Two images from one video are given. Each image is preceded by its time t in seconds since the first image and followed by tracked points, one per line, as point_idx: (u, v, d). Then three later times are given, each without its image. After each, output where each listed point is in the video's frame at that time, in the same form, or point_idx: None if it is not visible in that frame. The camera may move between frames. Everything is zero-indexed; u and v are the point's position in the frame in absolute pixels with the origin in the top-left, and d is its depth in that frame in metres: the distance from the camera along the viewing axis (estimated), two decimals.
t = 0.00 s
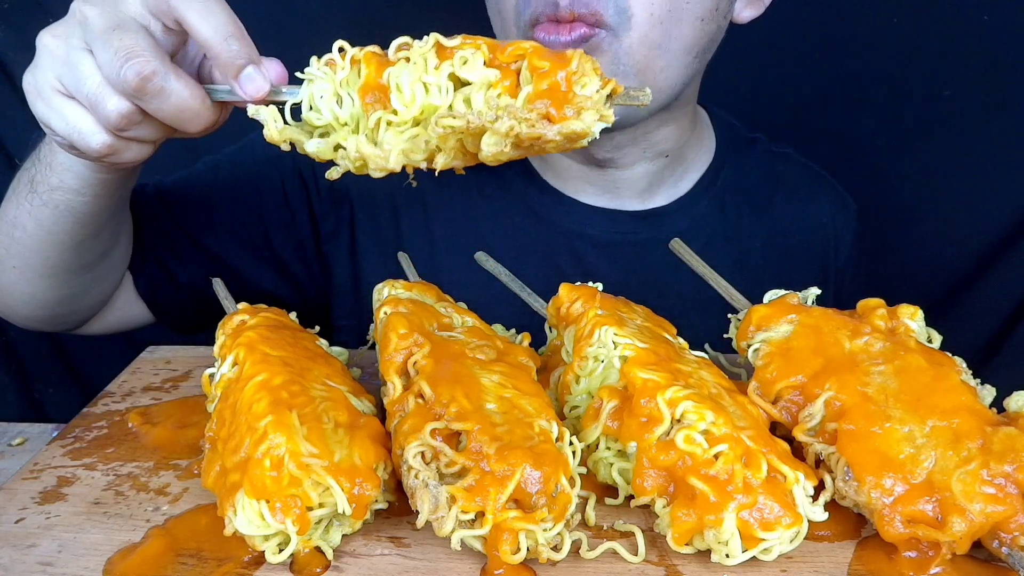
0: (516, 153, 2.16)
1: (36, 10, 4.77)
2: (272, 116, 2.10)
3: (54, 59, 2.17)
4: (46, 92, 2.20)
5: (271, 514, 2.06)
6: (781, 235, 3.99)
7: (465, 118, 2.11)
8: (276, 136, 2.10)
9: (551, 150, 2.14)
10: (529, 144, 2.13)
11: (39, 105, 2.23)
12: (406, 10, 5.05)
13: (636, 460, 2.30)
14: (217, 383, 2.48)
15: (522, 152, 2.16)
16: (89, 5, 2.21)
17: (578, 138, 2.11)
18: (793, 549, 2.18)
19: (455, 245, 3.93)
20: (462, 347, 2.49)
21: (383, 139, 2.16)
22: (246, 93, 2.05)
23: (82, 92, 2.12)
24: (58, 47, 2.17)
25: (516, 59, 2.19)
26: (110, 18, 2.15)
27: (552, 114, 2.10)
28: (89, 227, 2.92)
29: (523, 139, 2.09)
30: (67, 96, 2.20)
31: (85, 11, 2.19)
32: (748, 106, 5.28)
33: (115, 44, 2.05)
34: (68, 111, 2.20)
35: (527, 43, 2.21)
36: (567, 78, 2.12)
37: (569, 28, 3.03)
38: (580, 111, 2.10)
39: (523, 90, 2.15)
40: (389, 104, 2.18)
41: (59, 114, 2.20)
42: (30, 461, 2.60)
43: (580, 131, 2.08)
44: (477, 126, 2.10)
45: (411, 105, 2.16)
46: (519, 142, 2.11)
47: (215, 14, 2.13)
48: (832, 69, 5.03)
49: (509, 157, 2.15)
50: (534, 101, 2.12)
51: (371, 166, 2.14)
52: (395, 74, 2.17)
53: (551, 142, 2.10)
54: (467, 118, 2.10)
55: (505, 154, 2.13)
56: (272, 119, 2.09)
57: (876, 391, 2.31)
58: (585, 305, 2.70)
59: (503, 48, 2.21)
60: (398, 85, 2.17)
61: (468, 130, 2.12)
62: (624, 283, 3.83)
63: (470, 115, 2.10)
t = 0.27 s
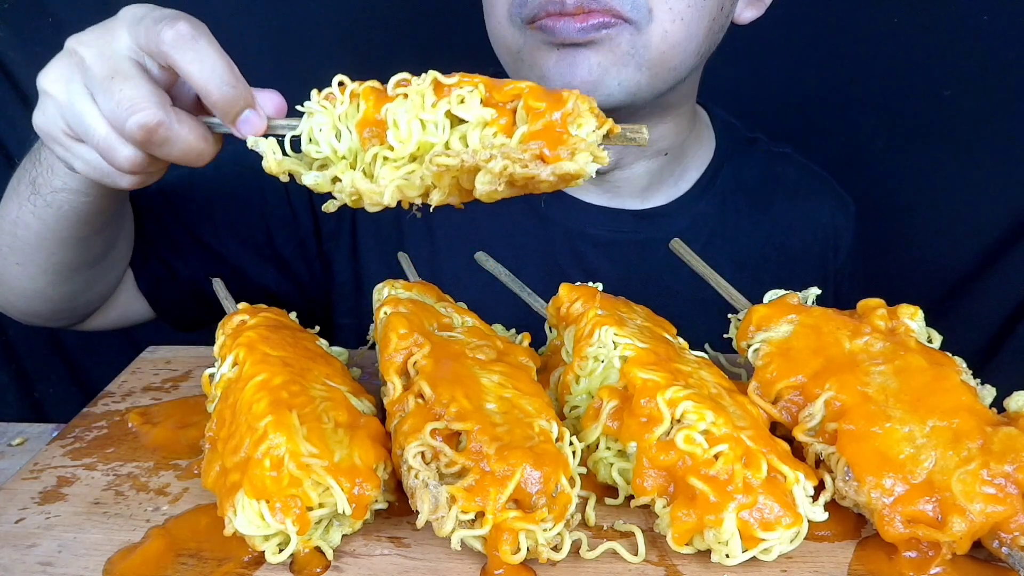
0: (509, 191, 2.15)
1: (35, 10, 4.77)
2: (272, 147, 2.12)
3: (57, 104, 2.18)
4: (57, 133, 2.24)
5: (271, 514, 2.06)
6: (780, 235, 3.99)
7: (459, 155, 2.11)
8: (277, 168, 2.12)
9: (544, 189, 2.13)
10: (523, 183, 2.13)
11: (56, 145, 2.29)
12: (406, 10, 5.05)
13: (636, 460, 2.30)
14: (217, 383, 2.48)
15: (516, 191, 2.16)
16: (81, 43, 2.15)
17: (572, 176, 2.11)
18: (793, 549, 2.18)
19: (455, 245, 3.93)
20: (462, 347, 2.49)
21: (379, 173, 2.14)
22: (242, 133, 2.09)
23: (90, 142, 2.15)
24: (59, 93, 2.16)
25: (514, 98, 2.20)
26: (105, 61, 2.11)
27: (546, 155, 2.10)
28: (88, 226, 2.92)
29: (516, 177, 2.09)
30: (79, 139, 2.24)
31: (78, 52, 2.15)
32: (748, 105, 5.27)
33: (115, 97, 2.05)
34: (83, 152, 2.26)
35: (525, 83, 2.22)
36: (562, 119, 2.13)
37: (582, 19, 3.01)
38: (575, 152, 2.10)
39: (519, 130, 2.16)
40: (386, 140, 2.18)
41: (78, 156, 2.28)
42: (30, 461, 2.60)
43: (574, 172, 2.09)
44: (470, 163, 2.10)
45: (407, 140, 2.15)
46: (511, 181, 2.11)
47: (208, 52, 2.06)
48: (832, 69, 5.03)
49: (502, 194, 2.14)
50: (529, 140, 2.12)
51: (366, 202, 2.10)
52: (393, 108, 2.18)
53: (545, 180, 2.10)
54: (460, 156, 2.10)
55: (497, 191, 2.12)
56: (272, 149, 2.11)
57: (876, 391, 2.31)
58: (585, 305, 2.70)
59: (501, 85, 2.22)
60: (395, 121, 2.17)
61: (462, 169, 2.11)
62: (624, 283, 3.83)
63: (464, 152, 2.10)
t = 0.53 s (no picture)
0: (510, 155, 2.05)
1: (35, 10, 4.77)
2: (275, 125, 2.13)
3: (61, 85, 2.19)
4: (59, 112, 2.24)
5: (271, 514, 2.06)
6: (780, 235, 3.99)
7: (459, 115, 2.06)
8: (276, 147, 2.12)
9: (546, 151, 2.04)
10: (524, 143, 2.03)
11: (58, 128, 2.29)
12: (407, 10, 5.05)
13: (636, 460, 2.30)
14: (217, 383, 2.48)
15: (517, 155, 2.05)
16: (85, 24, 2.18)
17: (575, 138, 2.02)
18: (793, 549, 2.18)
19: (455, 245, 3.93)
20: (462, 347, 2.49)
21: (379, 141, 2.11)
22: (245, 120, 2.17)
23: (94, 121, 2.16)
24: (61, 73, 2.17)
25: (521, 75, 2.16)
26: (111, 41, 2.14)
27: (549, 115, 2.05)
28: (89, 211, 2.92)
29: (517, 134, 2.02)
30: (82, 120, 2.25)
31: (83, 33, 2.17)
32: (748, 105, 5.27)
33: (123, 74, 2.08)
34: (84, 131, 2.26)
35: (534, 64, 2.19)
36: (567, 91, 2.08)
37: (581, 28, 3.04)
38: (578, 113, 2.05)
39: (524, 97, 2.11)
40: (390, 112, 2.14)
41: (81, 138, 2.28)
42: (30, 461, 2.60)
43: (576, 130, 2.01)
44: (470, 120, 2.04)
45: (410, 112, 2.12)
46: (512, 139, 2.03)
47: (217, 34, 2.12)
48: (832, 68, 5.03)
49: (502, 156, 2.04)
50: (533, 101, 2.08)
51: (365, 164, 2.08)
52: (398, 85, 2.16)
53: (545, 139, 2.02)
54: (460, 114, 2.05)
55: (497, 151, 2.04)
56: (274, 126, 2.12)
57: (876, 391, 2.31)
58: (585, 305, 2.70)
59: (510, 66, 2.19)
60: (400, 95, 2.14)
61: (463, 126, 2.06)
62: (624, 283, 3.83)
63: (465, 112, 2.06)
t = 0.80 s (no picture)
0: (481, 174, 2.04)
1: (36, 10, 4.77)
2: (254, 126, 2.14)
3: (56, 60, 2.21)
4: (50, 95, 2.24)
5: (271, 514, 2.06)
6: (780, 235, 3.99)
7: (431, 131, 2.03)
8: (255, 149, 2.13)
9: (517, 173, 2.02)
10: (495, 164, 2.02)
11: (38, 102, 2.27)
12: (407, 10, 5.06)
13: (636, 460, 2.30)
14: (217, 383, 2.48)
15: (489, 175, 2.05)
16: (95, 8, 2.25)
17: (548, 161, 2.00)
18: (793, 549, 2.18)
19: (455, 245, 3.93)
20: (462, 347, 2.49)
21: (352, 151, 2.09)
22: (263, 69, 2.05)
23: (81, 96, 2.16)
24: (59, 49, 2.20)
25: (499, 88, 2.11)
26: (115, 25, 2.19)
27: (521, 136, 2.02)
28: (90, 214, 2.91)
29: (487, 155, 2.00)
30: (69, 98, 2.24)
31: (89, 14, 2.22)
32: (748, 105, 5.27)
33: (119, 51, 2.09)
34: (71, 114, 2.26)
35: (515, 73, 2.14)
36: (544, 109, 2.03)
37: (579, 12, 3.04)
38: (551, 133, 2.01)
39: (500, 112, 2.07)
40: (366, 120, 2.10)
41: (62, 115, 2.26)
42: (30, 461, 2.60)
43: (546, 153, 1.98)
44: (441, 138, 2.03)
45: (385, 121, 2.08)
46: (483, 159, 2.01)
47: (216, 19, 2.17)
48: (832, 68, 5.03)
49: (472, 176, 2.03)
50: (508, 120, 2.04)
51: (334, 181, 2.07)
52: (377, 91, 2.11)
53: (516, 161, 1.99)
54: (432, 130, 2.03)
55: (468, 170, 2.03)
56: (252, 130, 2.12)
57: (876, 391, 2.31)
58: (585, 305, 2.70)
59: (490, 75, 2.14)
60: (377, 102, 2.10)
61: (434, 143, 2.04)
62: (624, 282, 3.83)
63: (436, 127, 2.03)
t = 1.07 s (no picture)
0: (480, 161, 2.13)
1: (36, 10, 4.77)
2: (253, 129, 2.14)
3: (53, 74, 2.21)
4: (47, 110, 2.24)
5: (271, 514, 2.07)
6: (780, 235, 3.99)
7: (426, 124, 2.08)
8: (258, 149, 2.13)
9: (516, 159, 2.11)
10: (492, 153, 2.10)
11: (36, 116, 2.27)
12: (407, 10, 5.06)
13: (636, 460, 2.30)
14: (217, 384, 2.48)
15: (488, 161, 2.13)
16: (89, 23, 2.25)
17: (544, 145, 2.08)
18: (793, 549, 2.18)
19: (455, 245, 3.93)
20: (462, 347, 2.49)
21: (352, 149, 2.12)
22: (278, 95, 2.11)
23: (81, 110, 2.16)
24: (56, 64, 2.20)
25: (486, 67, 2.16)
26: (111, 38, 2.20)
27: (514, 123, 2.08)
28: (90, 217, 2.92)
29: (483, 146, 2.07)
30: (66, 111, 2.24)
31: (84, 29, 2.23)
32: (749, 106, 5.27)
33: (117, 65, 2.09)
34: (69, 128, 2.25)
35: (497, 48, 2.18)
36: (534, 86, 2.11)
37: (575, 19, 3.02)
38: (544, 120, 2.08)
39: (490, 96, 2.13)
40: (360, 115, 2.15)
41: (60, 130, 2.25)
42: (30, 461, 2.60)
43: (542, 139, 2.06)
44: (436, 133, 2.07)
45: (379, 115, 2.13)
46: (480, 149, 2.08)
47: (218, 41, 2.18)
48: (832, 69, 5.04)
49: (472, 164, 2.12)
50: (499, 110, 2.09)
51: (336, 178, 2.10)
52: (368, 83, 2.15)
53: (514, 150, 2.08)
54: (427, 125, 2.07)
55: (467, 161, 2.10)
56: (253, 131, 2.13)
57: (876, 391, 2.31)
58: (585, 305, 2.70)
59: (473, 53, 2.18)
60: (369, 95, 2.15)
61: (429, 138, 2.09)
62: (625, 283, 3.83)
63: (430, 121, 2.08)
